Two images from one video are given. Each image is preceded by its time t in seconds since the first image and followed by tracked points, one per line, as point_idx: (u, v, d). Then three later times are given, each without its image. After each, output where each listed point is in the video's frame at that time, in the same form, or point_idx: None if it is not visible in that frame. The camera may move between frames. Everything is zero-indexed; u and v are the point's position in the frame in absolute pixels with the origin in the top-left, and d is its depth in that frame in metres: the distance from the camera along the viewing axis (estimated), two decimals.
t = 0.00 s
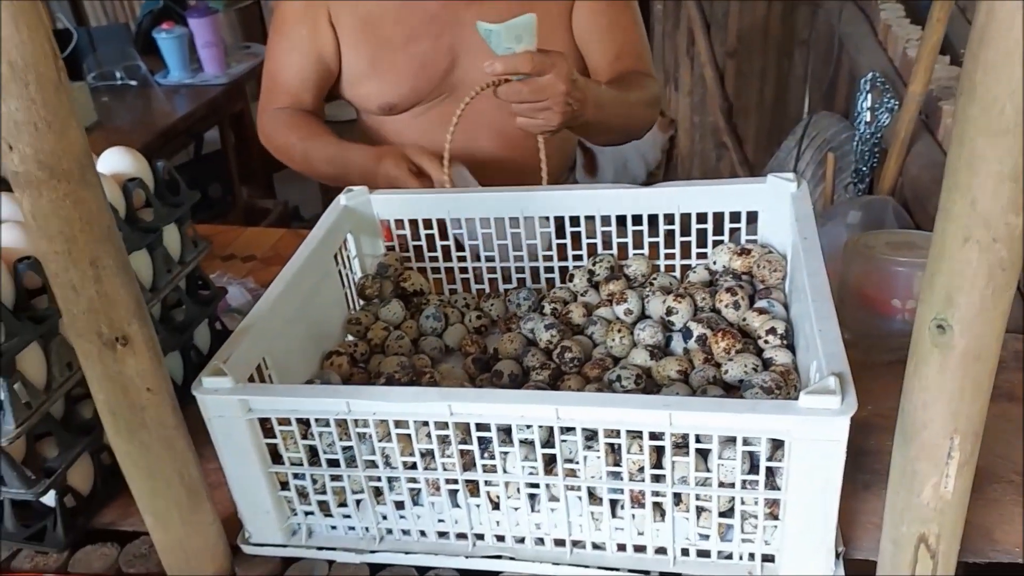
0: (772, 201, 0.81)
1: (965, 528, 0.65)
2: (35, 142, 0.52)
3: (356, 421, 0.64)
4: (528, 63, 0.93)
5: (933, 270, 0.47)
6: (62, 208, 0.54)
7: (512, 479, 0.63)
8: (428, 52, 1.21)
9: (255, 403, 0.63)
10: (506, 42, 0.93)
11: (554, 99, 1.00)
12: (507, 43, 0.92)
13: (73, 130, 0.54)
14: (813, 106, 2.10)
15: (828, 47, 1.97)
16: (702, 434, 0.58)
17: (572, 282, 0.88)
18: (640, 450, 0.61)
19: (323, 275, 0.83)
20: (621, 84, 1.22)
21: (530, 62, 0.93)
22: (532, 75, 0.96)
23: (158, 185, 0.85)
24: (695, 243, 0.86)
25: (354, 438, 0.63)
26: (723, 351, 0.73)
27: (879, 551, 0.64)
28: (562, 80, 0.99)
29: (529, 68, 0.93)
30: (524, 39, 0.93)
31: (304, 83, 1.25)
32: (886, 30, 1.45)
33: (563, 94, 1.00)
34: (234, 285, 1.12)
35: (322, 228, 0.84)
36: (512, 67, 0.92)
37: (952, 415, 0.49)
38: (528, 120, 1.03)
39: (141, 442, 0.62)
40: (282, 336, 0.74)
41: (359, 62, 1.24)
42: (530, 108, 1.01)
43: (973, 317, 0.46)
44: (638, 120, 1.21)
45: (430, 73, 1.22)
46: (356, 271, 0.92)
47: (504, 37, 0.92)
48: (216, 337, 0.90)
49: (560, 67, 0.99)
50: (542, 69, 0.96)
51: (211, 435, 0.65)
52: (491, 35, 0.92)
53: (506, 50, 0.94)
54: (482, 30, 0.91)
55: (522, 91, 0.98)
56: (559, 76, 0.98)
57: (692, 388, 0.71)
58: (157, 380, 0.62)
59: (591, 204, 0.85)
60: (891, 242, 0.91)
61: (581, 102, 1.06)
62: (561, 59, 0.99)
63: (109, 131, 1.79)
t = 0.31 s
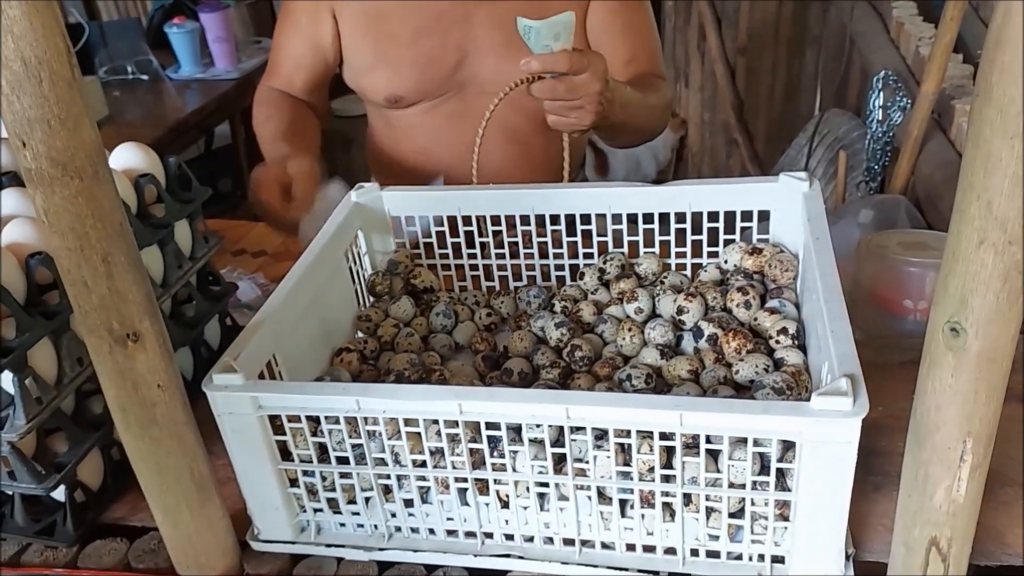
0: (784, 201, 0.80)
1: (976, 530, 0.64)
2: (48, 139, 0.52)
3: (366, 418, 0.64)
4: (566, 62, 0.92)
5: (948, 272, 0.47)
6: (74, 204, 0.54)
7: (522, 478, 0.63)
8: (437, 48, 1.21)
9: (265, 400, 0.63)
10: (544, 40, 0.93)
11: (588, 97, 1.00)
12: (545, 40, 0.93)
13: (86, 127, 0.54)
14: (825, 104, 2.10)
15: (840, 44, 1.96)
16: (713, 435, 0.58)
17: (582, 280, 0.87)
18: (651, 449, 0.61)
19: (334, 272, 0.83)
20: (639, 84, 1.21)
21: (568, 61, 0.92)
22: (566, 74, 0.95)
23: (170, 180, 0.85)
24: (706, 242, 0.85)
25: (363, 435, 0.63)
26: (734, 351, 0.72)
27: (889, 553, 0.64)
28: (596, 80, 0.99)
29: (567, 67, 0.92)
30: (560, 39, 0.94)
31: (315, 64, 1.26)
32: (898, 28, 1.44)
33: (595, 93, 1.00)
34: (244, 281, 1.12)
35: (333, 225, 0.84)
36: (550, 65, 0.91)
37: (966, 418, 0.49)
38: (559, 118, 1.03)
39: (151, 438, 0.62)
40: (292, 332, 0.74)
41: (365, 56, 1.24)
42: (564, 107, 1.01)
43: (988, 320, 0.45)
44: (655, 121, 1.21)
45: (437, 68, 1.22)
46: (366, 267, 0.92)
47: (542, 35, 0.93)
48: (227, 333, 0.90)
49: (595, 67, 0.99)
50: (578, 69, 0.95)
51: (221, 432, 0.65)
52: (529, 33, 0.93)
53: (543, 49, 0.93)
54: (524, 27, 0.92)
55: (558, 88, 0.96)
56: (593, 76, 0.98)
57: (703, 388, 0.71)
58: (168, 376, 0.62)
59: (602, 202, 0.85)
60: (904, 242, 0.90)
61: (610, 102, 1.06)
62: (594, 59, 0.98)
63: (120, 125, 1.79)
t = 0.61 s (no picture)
0: (790, 201, 0.80)
1: (983, 533, 0.64)
2: (51, 142, 0.52)
3: (370, 421, 0.64)
4: (575, 60, 0.93)
5: (953, 277, 0.46)
6: (78, 207, 0.54)
7: (525, 480, 0.63)
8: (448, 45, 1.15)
9: (268, 402, 0.63)
10: (554, 36, 1.00)
11: (598, 94, 0.98)
12: (554, 37, 1.00)
13: (89, 130, 0.54)
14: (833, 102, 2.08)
15: (848, 42, 1.95)
16: (717, 438, 0.58)
17: (587, 281, 0.87)
18: (654, 452, 0.61)
19: (338, 272, 0.83)
20: (648, 85, 1.20)
21: (578, 59, 0.93)
22: (576, 72, 0.95)
23: (174, 180, 0.85)
24: (711, 243, 0.85)
25: (367, 437, 0.63)
26: (739, 353, 0.72)
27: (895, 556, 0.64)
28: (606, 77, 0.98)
29: (575, 66, 0.93)
30: (571, 36, 1.01)
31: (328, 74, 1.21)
32: (907, 26, 1.43)
33: (605, 91, 0.98)
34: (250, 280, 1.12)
35: (337, 225, 0.84)
36: (560, 63, 0.92)
37: (971, 423, 0.48)
38: (569, 116, 1.02)
39: (155, 439, 0.62)
40: (296, 333, 0.74)
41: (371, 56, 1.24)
42: (575, 104, 1.00)
43: (994, 325, 0.45)
44: (665, 120, 1.19)
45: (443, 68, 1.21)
46: (371, 267, 0.92)
47: (552, 32, 0.99)
48: (232, 333, 0.90)
49: (606, 65, 0.97)
50: (589, 66, 0.95)
51: (225, 433, 0.66)
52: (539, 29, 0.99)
53: (552, 46, 1.01)
54: (532, 24, 0.98)
55: (568, 86, 0.95)
56: (604, 73, 0.97)
57: (707, 390, 0.71)
58: (171, 378, 0.62)
59: (607, 203, 0.85)
60: (911, 243, 0.89)
61: (621, 103, 1.05)
62: (606, 57, 0.97)
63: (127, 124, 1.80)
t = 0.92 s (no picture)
0: (800, 200, 0.80)
1: (996, 536, 0.63)
2: (58, 141, 0.52)
3: (379, 421, 0.64)
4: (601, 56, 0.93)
5: (967, 277, 0.46)
6: (86, 206, 0.54)
7: (534, 481, 0.62)
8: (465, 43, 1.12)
9: (277, 401, 0.63)
10: (583, 31, 1.05)
11: (624, 94, 0.98)
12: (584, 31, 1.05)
13: (97, 129, 0.54)
14: (842, 100, 2.07)
15: (858, 40, 1.94)
16: (728, 438, 0.58)
17: (596, 280, 0.87)
18: (665, 452, 0.61)
19: (346, 271, 0.83)
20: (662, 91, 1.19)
21: (601, 57, 0.94)
22: (602, 69, 0.96)
23: (183, 179, 0.85)
24: (721, 242, 0.85)
25: (375, 438, 0.63)
26: (749, 352, 0.71)
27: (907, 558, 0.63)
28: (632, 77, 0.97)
29: (600, 63, 0.94)
30: (599, 33, 1.06)
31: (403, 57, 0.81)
32: (917, 24, 1.43)
33: (631, 91, 0.98)
34: (259, 280, 1.12)
35: (346, 224, 0.84)
36: (586, 60, 0.93)
37: (986, 424, 0.48)
38: (590, 113, 1.01)
39: (164, 439, 0.62)
40: (304, 333, 0.74)
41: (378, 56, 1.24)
42: (597, 100, 0.99)
43: (1009, 326, 0.44)
44: (676, 122, 1.18)
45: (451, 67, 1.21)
46: (379, 266, 0.92)
47: (582, 26, 1.05)
48: (240, 333, 0.90)
49: (632, 65, 0.97)
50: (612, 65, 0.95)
51: (233, 433, 0.65)
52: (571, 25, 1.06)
53: (581, 40, 1.06)
54: (563, 17, 1.05)
55: (593, 82, 0.97)
56: (630, 73, 0.97)
57: (718, 390, 0.70)
58: (179, 377, 0.62)
59: (615, 203, 0.84)
60: (922, 242, 0.88)
61: (641, 107, 1.04)
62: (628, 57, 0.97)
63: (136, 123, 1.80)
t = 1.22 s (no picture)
0: (800, 202, 0.80)
1: (992, 539, 0.63)
2: (58, 146, 0.53)
3: (377, 423, 0.64)
4: (603, 55, 0.93)
5: (961, 283, 0.46)
6: (85, 211, 0.54)
7: (532, 484, 0.63)
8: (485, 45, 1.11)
9: (275, 404, 0.63)
10: (586, 30, 1.10)
11: (623, 90, 0.98)
12: (586, 30, 1.10)
13: (97, 134, 0.54)
14: (847, 99, 2.07)
15: (863, 39, 1.94)
16: (724, 442, 0.58)
17: (596, 281, 0.87)
18: (662, 456, 0.61)
19: (346, 273, 0.83)
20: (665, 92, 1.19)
21: (605, 55, 0.93)
22: (604, 68, 0.95)
23: (184, 182, 0.86)
24: (721, 244, 0.85)
25: (374, 440, 0.63)
26: (747, 355, 0.72)
27: (904, 561, 0.63)
28: (626, 75, 0.97)
29: (603, 62, 0.94)
30: (602, 32, 1.11)
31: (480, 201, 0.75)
32: (921, 23, 1.42)
33: (632, 88, 0.98)
34: (261, 280, 1.13)
35: (347, 226, 0.84)
36: (588, 58, 0.93)
37: (980, 430, 0.48)
38: (591, 111, 1.02)
39: (164, 442, 0.63)
40: (304, 335, 0.74)
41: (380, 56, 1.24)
42: (598, 99, 0.99)
43: (1002, 332, 0.44)
44: (680, 125, 1.17)
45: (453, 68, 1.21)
46: (380, 268, 0.92)
47: (585, 25, 1.10)
48: (242, 334, 0.91)
49: (633, 64, 0.97)
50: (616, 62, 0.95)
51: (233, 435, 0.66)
52: (574, 23, 1.10)
53: (583, 39, 1.10)
54: (566, 15, 1.09)
55: (595, 81, 0.96)
56: (631, 72, 0.96)
57: (716, 393, 0.70)
58: (179, 381, 0.62)
59: (615, 205, 0.84)
60: (922, 244, 0.88)
61: (642, 107, 1.04)
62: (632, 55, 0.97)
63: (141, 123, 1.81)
